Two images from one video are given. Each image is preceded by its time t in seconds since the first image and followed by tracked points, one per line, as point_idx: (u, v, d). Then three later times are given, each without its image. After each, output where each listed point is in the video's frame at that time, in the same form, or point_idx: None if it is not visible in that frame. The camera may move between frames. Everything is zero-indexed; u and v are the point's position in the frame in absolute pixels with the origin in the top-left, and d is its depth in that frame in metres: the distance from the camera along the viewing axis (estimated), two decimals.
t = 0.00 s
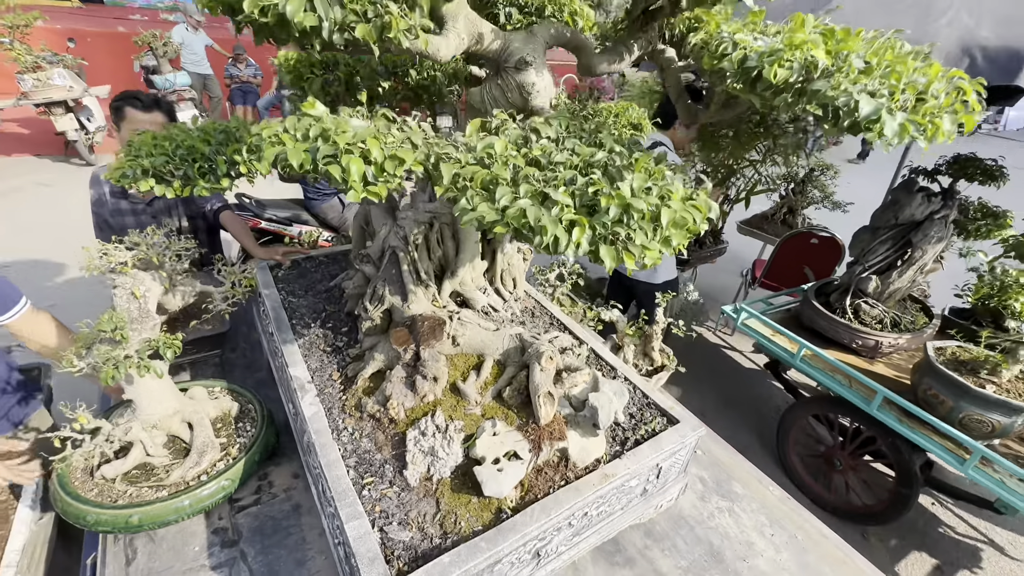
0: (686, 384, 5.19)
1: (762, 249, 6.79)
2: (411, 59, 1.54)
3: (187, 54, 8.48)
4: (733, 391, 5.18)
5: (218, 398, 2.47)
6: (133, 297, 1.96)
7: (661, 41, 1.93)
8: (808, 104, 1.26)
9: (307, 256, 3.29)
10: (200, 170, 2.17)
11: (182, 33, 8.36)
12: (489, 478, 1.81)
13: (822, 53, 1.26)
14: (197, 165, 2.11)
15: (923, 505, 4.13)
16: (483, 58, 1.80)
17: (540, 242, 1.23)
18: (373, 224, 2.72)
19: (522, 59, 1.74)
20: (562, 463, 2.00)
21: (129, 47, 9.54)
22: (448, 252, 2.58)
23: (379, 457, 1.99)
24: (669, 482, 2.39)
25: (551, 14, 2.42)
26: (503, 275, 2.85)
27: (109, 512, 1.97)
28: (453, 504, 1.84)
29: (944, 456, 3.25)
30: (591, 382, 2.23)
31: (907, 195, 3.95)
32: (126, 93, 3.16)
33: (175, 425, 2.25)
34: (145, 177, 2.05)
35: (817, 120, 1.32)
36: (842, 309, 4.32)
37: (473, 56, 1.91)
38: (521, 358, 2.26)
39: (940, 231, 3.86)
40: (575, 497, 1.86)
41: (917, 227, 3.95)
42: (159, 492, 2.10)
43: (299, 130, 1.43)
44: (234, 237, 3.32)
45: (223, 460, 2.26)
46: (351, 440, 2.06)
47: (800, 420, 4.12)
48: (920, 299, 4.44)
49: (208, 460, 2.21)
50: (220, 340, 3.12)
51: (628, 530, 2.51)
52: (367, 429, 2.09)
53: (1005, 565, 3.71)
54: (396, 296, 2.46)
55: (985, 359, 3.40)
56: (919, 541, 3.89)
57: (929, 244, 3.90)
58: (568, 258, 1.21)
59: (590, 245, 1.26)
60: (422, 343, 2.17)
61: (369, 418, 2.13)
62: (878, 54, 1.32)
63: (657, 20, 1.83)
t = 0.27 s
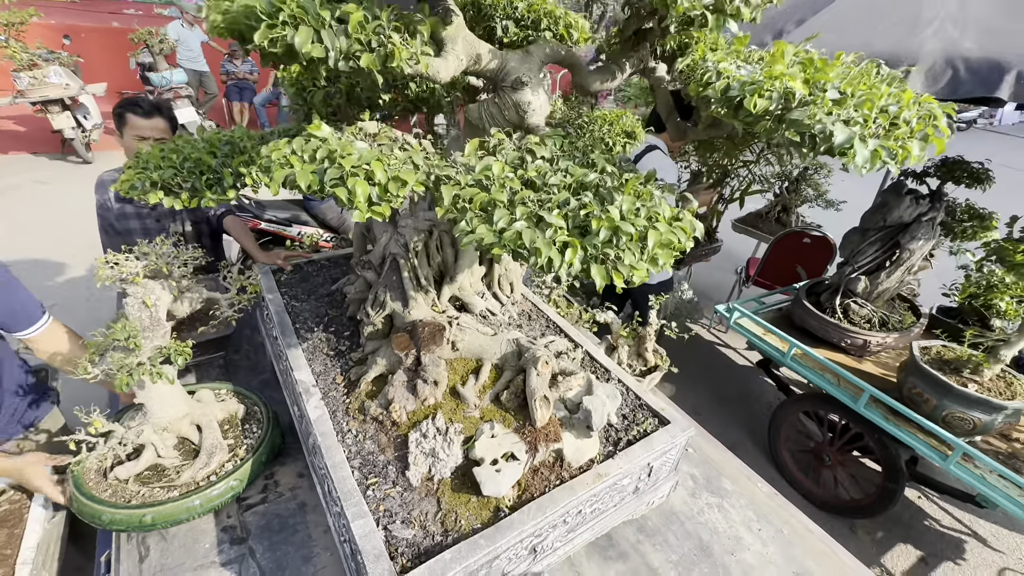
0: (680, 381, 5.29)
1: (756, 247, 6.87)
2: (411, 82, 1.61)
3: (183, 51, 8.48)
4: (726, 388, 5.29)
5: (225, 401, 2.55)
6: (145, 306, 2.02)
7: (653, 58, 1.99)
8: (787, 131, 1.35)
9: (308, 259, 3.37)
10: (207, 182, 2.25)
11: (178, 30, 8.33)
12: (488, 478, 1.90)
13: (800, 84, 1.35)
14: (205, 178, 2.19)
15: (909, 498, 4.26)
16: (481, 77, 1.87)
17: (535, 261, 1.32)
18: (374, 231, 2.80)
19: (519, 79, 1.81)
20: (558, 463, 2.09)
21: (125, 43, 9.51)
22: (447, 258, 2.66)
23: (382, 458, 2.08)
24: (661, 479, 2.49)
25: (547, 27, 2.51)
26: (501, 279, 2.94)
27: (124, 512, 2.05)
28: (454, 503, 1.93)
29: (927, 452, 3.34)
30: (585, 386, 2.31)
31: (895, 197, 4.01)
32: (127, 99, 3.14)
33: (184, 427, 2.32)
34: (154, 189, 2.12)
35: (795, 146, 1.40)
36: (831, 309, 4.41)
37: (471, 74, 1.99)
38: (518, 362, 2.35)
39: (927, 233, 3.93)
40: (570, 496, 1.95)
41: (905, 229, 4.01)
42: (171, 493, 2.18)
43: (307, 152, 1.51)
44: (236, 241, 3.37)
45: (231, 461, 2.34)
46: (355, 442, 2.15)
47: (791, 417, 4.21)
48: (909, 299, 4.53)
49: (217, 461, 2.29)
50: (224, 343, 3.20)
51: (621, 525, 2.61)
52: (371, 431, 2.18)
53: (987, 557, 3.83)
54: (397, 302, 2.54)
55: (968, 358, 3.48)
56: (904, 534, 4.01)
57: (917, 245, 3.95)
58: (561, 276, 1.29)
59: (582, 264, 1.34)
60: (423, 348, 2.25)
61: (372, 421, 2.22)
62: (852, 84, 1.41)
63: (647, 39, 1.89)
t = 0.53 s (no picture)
0: (677, 388, 5.36)
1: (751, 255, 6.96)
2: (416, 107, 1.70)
3: (184, 60, 8.54)
4: (722, 394, 5.36)
5: (233, 409, 2.62)
6: (158, 317, 2.09)
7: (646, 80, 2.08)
8: (771, 156, 1.44)
9: (311, 270, 3.45)
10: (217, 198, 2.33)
11: (179, 40, 8.38)
12: (489, 484, 1.97)
13: (781, 112, 1.45)
14: (215, 194, 2.27)
15: (903, 503, 4.33)
16: (482, 99, 1.96)
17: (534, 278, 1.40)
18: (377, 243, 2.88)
19: (518, 101, 1.90)
20: (556, 469, 2.16)
21: (126, 52, 9.58)
22: (448, 270, 2.74)
23: (386, 465, 2.15)
24: (656, 485, 2.56)
25: (544, 46, 2.58)
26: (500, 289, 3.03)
27: (135, 517, 2.10)
28: (456, 508, 2.00)
29: (917, 457, 3.40)
30: (582, 394, 2.39)
31: (885, 207, 4.09)
32: (131, 113, 3.16)
33: (193, 435, 2.39)
34: (166, 205, 2.20)
35: (779, 169, 1.48)
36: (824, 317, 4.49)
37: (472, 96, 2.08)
38: (518, 371, 2.42)
39: (916, 242, 4.00)
40: (567, 501, 2.02)
41: (895, 239, 4.08)
42: (180, 499, 2.24)
43: (317, 174, 1.60)
44: (241, 251, 3.41)
45: (238, 468, 2.40)
46: (360, 449, 2.22)
47: (785, 423, 4.28)
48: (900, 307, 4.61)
49: (225, 468, 2.35)
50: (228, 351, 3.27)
51: (618, 530, 2.68)
52: (375, 438, 2.25)
53: (979, 561, 3.90)
54: (400, 313, 2.61)
55: (956, 365, 3.55)
56: (897, 538, 4.07)
57: (906, 254, 4.01)
58: (558, 293, 1.37)
59: (579, 280, 1.42)
60: (425, 358, 2.33)
61: (376, 429, 2.29)
62: (831, 111, 1.51)
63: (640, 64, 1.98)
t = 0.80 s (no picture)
0: (676, 402, 5.42)
1: (748, 270, 7.06)
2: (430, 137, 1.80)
3: (191, 79, 8.70)
4: (720, 409, 5.42)
5: (244, 424, 2.69)
6: (177, 335, 2.18)
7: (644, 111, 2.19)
8: (759, 186, 1.55)
9: (319, 287, 3.54)
10: (233, 221, 2.42)
11: (187, 60, 8.55)
12: (494, 497, 2.03)
13: (768, 146, 1.56)
14: (232, 217, 2.37)
15: (900, 517, 4.38)
16: (489, 127, 2.07)
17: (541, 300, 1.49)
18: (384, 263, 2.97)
19: (523, 131, 2.03)
20: (559, 482, 2.23)
21: (133, 70, 9.74)
22: (454, 288, 2.84)
23: (394, 478, 2.22)
24: (657, 498, 2.63)
25: (546, 76, 2.70)
26: (504, 307, 3.14)
27: (148, 530, 2.15)
28: (462, 520, 2.06)
29: (912, 470, 3.46)
30: (584, 409, 2.47)
31: (876, 225, 4.20)
32: (142, 137, 3.17)
33: (206, 449, 2.45)
34: (185, 228, 2.30)
35: (766, 198, 1.60)
36: (820, 332, 4.57)
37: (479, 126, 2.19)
38: (522, 387, 2.50)
39: (907, 259, 4.11)
40: (570, 514, 2.09)
41: (886, 256, 4.18)
42: (191, 512, 2.29)
43: (335, 201, 1.70)
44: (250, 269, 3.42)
45: (249, 482, 2.45)
46: (369, 463, 2.29)
47: (783, 437, 4.34)
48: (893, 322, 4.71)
49: (235, 482, 2.41)
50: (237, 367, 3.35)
51: (619, 543, 2.73)
52: (383, 453, 2.32)
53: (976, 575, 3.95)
54: (407, 330, 2.70)
55: (947, 379, 3.64)
56: (896, 552, 4.11)
57: (897, 271, 4.11)
58: (564, 314, 1.47)
59: (582, 302, 1.52)
60: (432, 374, 2.41)
61: (384, 443, 2.36)
62: (814, 144, 1.63)
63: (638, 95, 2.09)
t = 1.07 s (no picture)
0: (677, 421, 5.45)
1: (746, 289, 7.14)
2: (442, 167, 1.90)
3: (198, 101, 8.90)
4: (720, 428, 5.45)
5: (253, 442, 2.73)
6: (192, 355, 2.25)
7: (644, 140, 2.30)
8: (756, 214, 1.64)
9: (326, 307, 3.60)
10: (248, 243, 2.51)
11: (195, 83, 8.77)
12: (501, 515, 2.07)
13: (763, 177, 1.65)
14: (247, 240, 2.46)
15: (903, 537, 4.38)
16: (496, 156, 2.17)
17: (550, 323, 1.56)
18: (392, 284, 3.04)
19: (529, 159, 2.11)
20: (564, 500, 2.27)
21: (141, 92, 9.94)
22: (460, 309, 2.92)
23: (403, 496, 2.25)
24: (660, 517, 2.66)
25: (549, 105, 2.81)
26: (508, 327, 3.21)
27: (158, 547, 2.18)
28: (469, 538, 2.10)
29: (912, 489, 3.49)
30: (588, 428, 2.52)
31: (870, 246, 4.30)
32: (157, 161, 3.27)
33: (216, 467, 2.49)
34: (202, 250, 2.38)
35: (762, 225, 1.68)
36: (818, 351, 4.63)
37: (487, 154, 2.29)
38: (527, 406, 2.56)
39: (901, 279, 4.20)
40: (576, 532, 2.12)
41: (880, 276, 4.27)
42: (201, 530, 2.32)
43: (352, 227, 1.78)
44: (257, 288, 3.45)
45: (257, 501, 2.49)
46: (377, 481, 2.33)
47: (783, 456, 4.37)
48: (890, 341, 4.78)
49: (245, 500, 2.44)
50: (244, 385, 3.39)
51: (623, 562, 2.75)
52: (391, 471, 2.36)
53: None
54: (414, 350, 2.76)
55: (944, 398, 3.70)
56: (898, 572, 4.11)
57: (892, 291, 4.21)
58: (571, 335, 1.55)
59: (588, 325, 1.59)
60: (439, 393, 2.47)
61: (392, 461, 2.40)
62: (806, 175, 1.72)
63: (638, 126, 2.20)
